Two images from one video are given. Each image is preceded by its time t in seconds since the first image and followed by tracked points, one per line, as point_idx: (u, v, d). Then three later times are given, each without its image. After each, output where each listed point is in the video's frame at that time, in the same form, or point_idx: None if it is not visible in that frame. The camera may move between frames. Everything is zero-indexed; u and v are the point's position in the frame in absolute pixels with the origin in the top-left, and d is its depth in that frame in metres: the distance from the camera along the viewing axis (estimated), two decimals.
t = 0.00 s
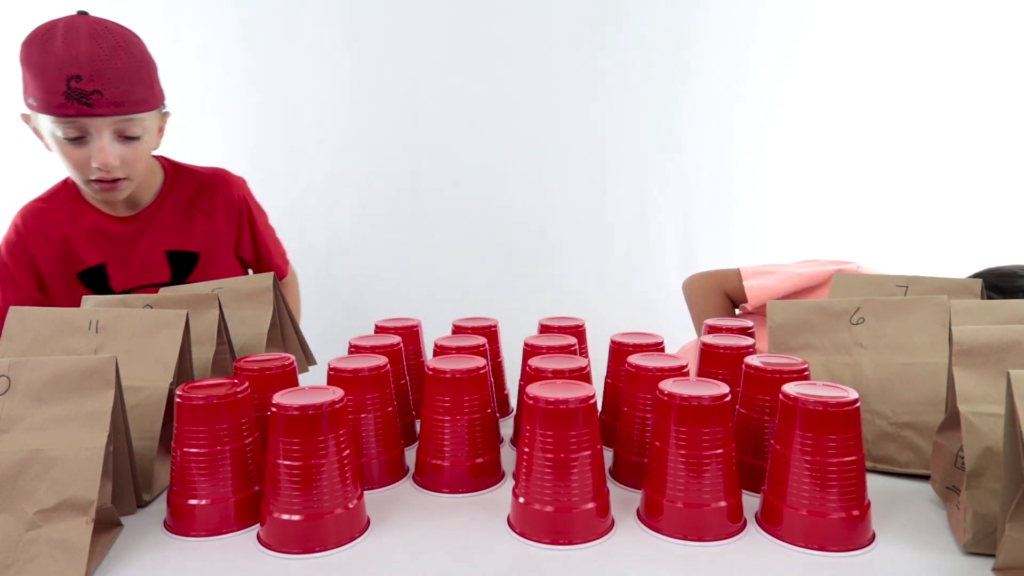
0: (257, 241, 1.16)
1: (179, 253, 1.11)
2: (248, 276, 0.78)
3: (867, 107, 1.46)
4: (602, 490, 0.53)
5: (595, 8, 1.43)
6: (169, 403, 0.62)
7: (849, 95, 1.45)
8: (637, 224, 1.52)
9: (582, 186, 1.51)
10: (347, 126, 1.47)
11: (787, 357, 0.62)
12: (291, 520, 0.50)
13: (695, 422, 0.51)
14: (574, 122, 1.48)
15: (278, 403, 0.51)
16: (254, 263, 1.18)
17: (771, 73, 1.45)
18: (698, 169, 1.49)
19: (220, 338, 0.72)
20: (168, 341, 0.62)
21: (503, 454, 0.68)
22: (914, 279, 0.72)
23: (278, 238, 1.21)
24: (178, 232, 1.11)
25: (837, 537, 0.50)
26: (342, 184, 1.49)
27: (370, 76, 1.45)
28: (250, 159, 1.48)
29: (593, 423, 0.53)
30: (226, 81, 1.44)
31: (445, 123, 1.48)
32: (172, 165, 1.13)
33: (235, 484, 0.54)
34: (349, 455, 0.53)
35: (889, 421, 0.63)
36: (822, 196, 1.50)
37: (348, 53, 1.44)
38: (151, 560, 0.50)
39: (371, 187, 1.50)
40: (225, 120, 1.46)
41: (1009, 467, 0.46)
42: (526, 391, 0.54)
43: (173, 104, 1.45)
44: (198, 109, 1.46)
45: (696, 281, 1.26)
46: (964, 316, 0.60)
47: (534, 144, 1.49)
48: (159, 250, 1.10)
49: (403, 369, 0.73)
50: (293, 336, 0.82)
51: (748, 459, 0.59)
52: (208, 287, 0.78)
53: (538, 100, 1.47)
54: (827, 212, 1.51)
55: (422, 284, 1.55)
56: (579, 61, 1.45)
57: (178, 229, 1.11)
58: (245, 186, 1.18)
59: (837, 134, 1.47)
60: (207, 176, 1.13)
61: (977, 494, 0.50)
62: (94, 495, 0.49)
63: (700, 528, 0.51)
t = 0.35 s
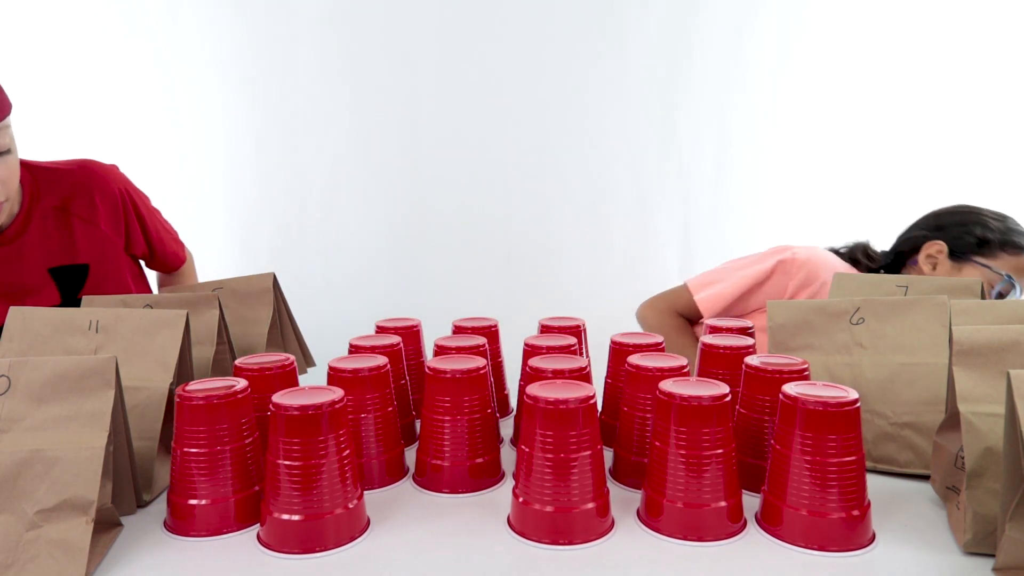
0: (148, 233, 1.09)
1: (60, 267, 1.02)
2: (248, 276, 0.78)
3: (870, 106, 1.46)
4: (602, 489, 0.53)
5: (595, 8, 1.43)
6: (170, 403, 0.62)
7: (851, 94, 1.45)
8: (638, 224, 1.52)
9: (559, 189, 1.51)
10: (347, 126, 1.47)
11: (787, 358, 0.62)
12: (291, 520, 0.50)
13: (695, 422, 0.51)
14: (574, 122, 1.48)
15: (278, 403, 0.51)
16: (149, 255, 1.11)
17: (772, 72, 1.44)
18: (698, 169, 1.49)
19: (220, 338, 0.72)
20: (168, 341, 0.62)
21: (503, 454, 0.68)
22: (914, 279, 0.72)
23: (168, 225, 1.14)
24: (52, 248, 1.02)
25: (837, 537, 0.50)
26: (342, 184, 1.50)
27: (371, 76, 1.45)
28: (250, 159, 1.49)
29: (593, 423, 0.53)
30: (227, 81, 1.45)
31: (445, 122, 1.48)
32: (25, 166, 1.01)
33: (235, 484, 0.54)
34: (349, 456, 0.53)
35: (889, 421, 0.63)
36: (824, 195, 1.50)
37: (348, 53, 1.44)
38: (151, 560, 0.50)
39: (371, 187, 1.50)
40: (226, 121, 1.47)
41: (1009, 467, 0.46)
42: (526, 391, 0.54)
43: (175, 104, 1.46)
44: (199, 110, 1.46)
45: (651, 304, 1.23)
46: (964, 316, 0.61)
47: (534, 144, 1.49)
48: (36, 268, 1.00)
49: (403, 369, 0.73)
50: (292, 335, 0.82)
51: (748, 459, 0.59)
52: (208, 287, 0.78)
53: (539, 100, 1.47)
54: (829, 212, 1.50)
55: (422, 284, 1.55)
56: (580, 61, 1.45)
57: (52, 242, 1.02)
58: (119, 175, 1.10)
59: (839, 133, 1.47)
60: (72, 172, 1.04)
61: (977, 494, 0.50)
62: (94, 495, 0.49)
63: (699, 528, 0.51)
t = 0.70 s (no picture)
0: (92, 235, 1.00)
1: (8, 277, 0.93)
2: (247, 276, 0.78)
3: (874, 101, 1.40)
4: (602, 490, 0.53)
5: (595, 8, 1.42)
6: (169, 403, 0.62)
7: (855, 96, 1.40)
8: (637, 224, 1.51)
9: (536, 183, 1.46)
10: (346, 126, 1.47)
11: (787, 358, 0.62)
12: (291, 521, 0.50)
13: (695, 422, 0.51)
14: (573, 122, 1.47)
15: (278, 404, 0.51)
16: (93, 258, 1.01)
17: (773, 70, 1.42)
18: (698, 171, 1.47)
19: (219, 338, 0.72)
20: (167, 341, 0.62)
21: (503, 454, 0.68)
22: (914, 279, 0.72)
23: (116, 226, 1.05)
24: None
25: (837, 537, 0.49)
26: (341, 184, 1.49)
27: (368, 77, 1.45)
28: (248, 160, 1.48)
29: (593, 423, 0.52)
30: (226, 81, 1.45)
31: (443, 123, 1.48)
32: None
33: (235, 484, 0.54)
34: (348, 456, 0.53)
35: (889, 421, 0.63)
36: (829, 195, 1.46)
37: (346, 54, 1.44)
38: (151, 561, 0.50)
39: (370, 187, 1.50)
40: (224, 121, 1.47)
41: (1009, 467, 0.46)
42: (526, 391, 0.54)
43: (175, 105, 1.46)
44: (197, 110, 1.46)
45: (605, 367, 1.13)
46: (966, 316, 0.62)
47: (533, 144, 1.49)
48: None
49: (403, 369, 0.73)
50: (292, 335, 0.82)
51: (748, 459, 0.59)
52: (207, 287, 0.78)
53: (538, 101, 1.47)
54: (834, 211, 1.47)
55: (422, 284, 1.55)
56: (579, 61, 1.44)
57: None
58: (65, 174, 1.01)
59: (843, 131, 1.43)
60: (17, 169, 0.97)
61: (977, 494, 0.50)
62: (94, 495, 0.49)
63: (700, 528, 0.51)
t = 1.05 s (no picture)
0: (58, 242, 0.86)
1: None
2: (245, 276, 0.78)
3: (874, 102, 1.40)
4: (602, 492, 0.52)
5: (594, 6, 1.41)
6: (166, 405, 0.61)
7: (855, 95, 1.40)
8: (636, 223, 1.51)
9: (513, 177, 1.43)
10: (344, 125, 1.46)
11: (787, 358, 0.62)
12: (289, 525, 0.49)
13: (695, 424, 0.51)
14: (572, 120, 1.46)
15: (275, 407, 0.50)
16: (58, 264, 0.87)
17: (773, 70, 1.41)
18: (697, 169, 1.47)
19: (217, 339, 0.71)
20: (162, 343, 0.62)
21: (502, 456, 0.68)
22: (914, 279, 0.73)
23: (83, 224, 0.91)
24: None
25: (838, 540, 0.49)
26: (339, 183, 1.49)
27: (366, 76, 1.44)
28: (245, 159, 1.47)
29: (593, 425, 0.52)
30: (224, 81, 1.44)
31: (441, 122, 1.47)
32: None
33: (233, 488, 0.53)
34: (347, 459, 0.52)
35: (890, 422, 0.63)
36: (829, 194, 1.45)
37: (344, 52, 1.43)
38: (148, 565, 0.50)
39: (368, 186, 1.49)
40: (222, 120, 1.46)
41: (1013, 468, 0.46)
42: (526, 392, 0.54)
43: (174, 104, 1.45)
44: (194, 109, 1.45)
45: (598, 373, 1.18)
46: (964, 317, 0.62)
47: (531, 142, 1.48)
48: None
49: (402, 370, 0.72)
50: (289, 336, 0.81)
51: (748, 460, 0.59)
52: (204, 287, 0.78)
53: (536, 99, 1.46)
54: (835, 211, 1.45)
55: (420, 284, 1.55)
56: (578, 59, 1.44)
57: None
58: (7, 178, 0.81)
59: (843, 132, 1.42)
60: None
61: (979, 496, 0.50)
62: (89, 501, 0.48)
63: (700, 531, 0.51)
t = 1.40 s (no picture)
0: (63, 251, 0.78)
1: None
2: (243, 275, 0.77)
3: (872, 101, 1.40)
4: (601, 493, 0.52)
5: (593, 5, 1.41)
6: (163, 406, 0.61)
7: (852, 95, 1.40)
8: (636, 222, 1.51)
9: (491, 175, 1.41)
10: (343, 124, 1.46)
11: (787, 358, 0.62)
12: (287, 527, 0.49)
13: (695, 425, 0.51)
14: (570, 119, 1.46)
15: (273, 408, 0.50)
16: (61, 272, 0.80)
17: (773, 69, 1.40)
18: (697, 169, 1.46)
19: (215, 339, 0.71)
20: (159, 344, 0.61)
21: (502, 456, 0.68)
22: (914, 279, 0.72)
23: (89, 227, 0.83)
24: None
25: (838, 540, 0.49)
26: (338, 183, 1.48)
27: (364, 75, 1.44)
28: (243, 158, 1.47)
29: (592, 426, 0.52)
30: (223, 81, 1.43)
31: (440, 120, 1.47)
32: None
33: (231, 489, 0.53)
34: (345, 460, 0.52)
35: (890, 422, 0.63)
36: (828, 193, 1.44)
37: (342, 51, 1.43)
38: (146, 568, 0.50)
39: (367, 186, 1.49)
40: (220, 119, 1.45)
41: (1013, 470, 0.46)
42: (525, 393, 0.53)
43: (172, 104, 1.44)
44: (193, 109, 1.45)
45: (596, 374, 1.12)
46: (965, 317, 0.62)
47: (530, 142, 1.48)
48: None
49: (400, 371, 0.72)
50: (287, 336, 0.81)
51: (748, 461, 0.59)
52: (202, 287, 0.77)
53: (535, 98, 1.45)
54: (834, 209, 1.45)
55: (419, 283, 1.55)
56: (577, 58, 1.43)
57: None
58: None
59: (842, 131, 1.42)
60: None
61: (979, 497, 0.50)
62: (86, 503, 0.48)
63: (700, 532, 0.51)
